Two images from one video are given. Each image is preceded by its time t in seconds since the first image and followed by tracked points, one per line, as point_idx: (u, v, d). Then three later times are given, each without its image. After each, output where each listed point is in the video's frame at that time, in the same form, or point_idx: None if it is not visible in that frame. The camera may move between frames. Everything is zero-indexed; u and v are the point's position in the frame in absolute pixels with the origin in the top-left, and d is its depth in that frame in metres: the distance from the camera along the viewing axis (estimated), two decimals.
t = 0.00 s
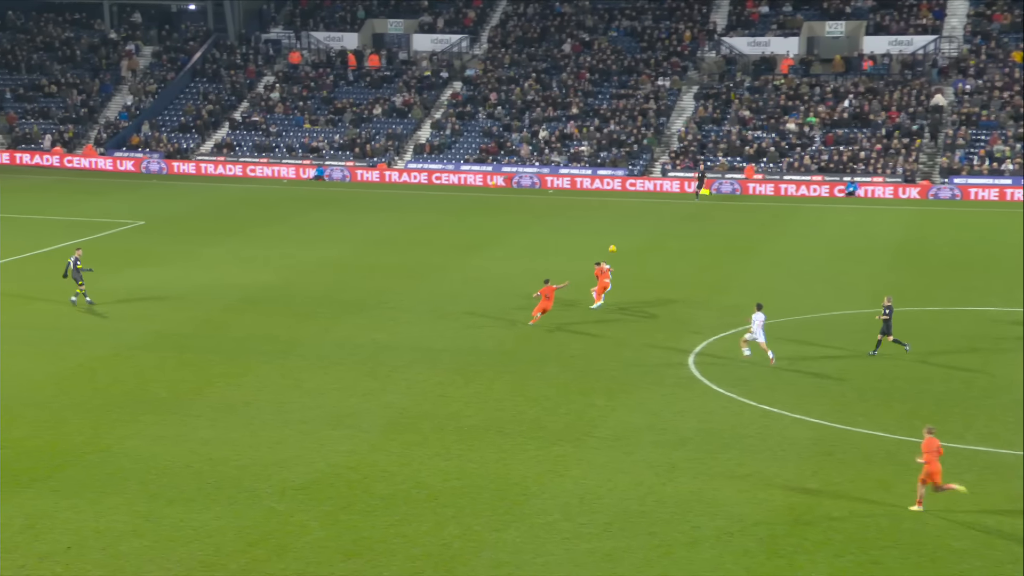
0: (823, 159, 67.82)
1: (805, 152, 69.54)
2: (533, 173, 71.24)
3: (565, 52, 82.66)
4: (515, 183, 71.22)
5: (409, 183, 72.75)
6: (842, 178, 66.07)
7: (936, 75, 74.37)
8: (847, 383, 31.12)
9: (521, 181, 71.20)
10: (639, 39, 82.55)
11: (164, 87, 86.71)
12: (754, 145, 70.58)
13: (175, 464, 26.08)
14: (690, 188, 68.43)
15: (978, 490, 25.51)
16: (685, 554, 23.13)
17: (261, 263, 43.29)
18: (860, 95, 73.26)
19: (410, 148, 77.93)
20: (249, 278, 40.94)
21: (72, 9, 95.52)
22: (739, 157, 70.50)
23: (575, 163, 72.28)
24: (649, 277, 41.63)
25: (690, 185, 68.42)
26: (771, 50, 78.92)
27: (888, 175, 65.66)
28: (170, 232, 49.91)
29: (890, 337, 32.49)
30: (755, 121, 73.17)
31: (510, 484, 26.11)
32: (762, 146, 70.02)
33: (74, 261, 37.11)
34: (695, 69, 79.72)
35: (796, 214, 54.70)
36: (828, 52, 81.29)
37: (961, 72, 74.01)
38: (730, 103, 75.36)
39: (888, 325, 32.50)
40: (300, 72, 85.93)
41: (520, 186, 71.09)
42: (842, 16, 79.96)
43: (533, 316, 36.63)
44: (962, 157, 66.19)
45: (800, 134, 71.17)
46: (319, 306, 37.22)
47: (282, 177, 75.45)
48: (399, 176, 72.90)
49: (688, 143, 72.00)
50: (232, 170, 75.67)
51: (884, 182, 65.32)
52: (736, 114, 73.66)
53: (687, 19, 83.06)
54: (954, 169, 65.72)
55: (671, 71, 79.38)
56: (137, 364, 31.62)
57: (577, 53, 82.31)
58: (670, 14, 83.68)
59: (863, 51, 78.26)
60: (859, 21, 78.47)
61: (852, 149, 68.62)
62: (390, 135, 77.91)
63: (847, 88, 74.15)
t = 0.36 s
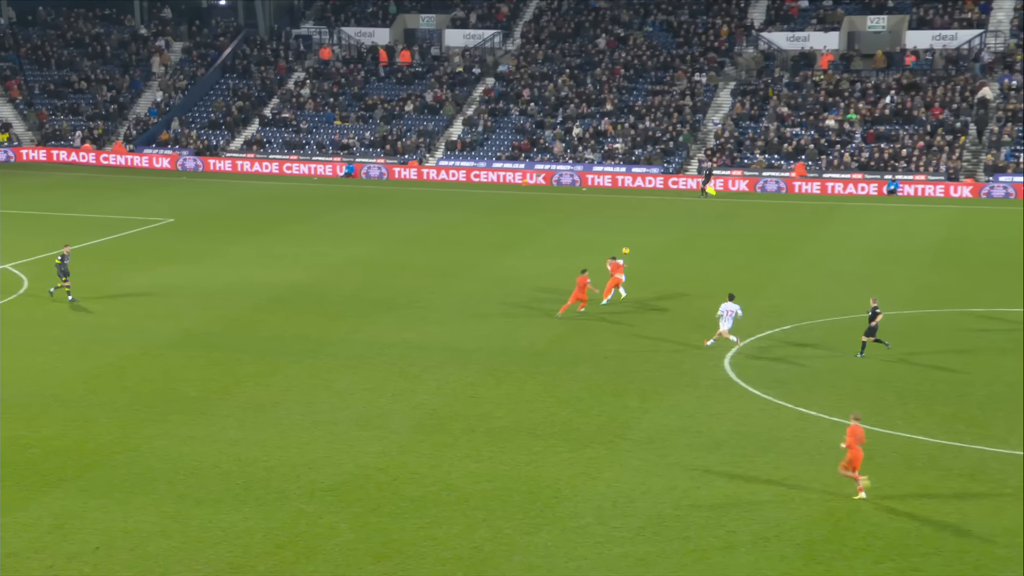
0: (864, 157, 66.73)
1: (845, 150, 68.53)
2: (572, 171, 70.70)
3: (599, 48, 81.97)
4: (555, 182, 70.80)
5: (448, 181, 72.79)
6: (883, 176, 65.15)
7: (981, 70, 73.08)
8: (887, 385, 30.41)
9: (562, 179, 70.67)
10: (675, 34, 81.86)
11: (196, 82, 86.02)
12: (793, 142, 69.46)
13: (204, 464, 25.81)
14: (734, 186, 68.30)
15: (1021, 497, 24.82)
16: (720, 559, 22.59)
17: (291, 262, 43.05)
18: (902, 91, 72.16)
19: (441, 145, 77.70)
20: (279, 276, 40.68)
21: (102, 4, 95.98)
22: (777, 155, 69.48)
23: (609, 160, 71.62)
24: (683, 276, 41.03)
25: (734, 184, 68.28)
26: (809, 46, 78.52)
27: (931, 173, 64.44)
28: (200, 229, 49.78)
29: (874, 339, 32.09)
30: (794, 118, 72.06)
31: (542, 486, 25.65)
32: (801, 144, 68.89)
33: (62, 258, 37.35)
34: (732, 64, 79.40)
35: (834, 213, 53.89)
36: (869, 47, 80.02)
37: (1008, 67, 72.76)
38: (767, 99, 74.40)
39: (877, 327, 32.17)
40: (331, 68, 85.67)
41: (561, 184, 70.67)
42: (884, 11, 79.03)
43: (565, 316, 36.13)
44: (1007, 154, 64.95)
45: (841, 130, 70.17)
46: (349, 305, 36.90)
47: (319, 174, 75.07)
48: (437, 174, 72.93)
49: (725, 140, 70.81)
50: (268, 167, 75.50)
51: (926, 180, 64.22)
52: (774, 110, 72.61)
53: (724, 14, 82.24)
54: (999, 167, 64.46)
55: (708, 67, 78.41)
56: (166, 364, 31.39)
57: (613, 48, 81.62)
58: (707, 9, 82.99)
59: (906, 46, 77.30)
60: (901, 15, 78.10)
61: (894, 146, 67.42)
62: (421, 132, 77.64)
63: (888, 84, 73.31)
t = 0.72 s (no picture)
0: (892, 154, 65.86)
1: (873, 147, 67.70)
2: (601, 168, 70.08)
3: (622, 43, 81.50)
4: (584, 179, 70.36)
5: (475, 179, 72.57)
6: (912, 174, 64.40)
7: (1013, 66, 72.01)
8: (915, 387, 29.81)
9: (590, 177, 70.23)
10: (699, 29, 81.30)
11: (213, 78, 86.20)
12: (819, 139, 68.85)
13: (220, 465, 25.51)
14: (767, 184, 67.20)
15: None
16: (745, 563, 22.12)
17: (309, 260, 42.75)
18: (931, 87, 71.29)
19: (461, 142, 77.27)
20: (297, 275, 40.39)
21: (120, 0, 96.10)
22: (804, 151, 68.63)
23: (631, 157, 71.07)
24: (706, 275, 40.49)
25: (767, 181, 67.17)
26: (837, 41, 77.61)
27: (961, 170, 63.52)
28: (218, 227, 49.57)
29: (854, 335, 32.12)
30: (821, 114, 71.37)
31: (562, 488, 25.23)
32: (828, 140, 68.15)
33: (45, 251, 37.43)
34: (757, 60, 78.35)
35: (860, 211, 53.17)
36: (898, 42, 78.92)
37: None
38: (794, 95, 73.51)
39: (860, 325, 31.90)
40: (350, 64, 85.38)
41: (589, 182, 70.16)
42: (913, 6, 78.04)
43: (585, 315, 35.67)
44: None
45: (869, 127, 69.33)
46: (367, 304, 36.57)
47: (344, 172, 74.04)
48: (464, 172, 72.81)
49: (749, 137, 70.12)
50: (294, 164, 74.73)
51: (955, 177, 63.42)
52: (801, 107, 71.80)
53: (749, 8, 81.32)
54: None
55: (732, 62, 77.65)
56: (182, 363, 31.13)
57: (635, 44, 81.16)
58: (732, 3, 82.19)
59: (936, 41, 76.61)
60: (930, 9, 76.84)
61: (922, 143, 66.49)
62: (440, 128, 77.33)
63: (917, 79, 72.32)
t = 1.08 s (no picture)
0: (909, 153, 65.34)
1: (889, 146, 67.06)
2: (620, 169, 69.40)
3: (634, 41, 81.02)
4: (603, 179, 69.81)
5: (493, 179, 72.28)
6: (929, 173, 63.78)
7: None
8: (932, 390, 29.35)
9: (609, 177, 69.67)
10: (713, 27, 80.75)
11: (220, 75, 86.06)
12: (834, 138, 68.35)
13: (227, 467, 25.24)
14: (788, 184, 66.49)
15: None
16: (758, 568, 21.76)
17: (317, 260, 42.45)
18: (950, 85, 70.49)
19: (470, 142, 76.75)
20: (305, 276, 40.09)
21: None
22: (819, 150, 68.09)
23: (643, 156, 70.41)
24: (718, 277, 40.06)
25: (789, 182, 66.48)
26: (853, 38, 77.32)
27: (979, 170, 62.87)
28: (226, 227, 49.31)
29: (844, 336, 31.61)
30: (836, 113, 70.66)
31: (573, 492, 24.88)
32: (843, 140, 67.72)
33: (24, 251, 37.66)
34: (771, 58, 77.96)
35: (874, 211, 52.61)
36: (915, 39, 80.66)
37: None
38: (809, 93, 72.82)
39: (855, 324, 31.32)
40: (358, 62, 85.26)
41: (608, 182, 69.53)
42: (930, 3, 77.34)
43: (596, 317, 35.30)
44: None
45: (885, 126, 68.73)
46: (376, 305, 36.27)
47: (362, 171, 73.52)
48: (481, 172, 72.28)
49: (764, 136, 69.60)
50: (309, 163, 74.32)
51: (974, 177, 62.75)
52: (815, 105, 71.18)
53: (764, 5, 80.74)
54: None
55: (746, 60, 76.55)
56: (189, 364, 30.86)
57: (648, 41, 80.66)
58: (746, 0, 81.58)
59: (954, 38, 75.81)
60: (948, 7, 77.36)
61: (939, 141, 65.88)
62: (450, 127, 76.75)
63: (935, 77, 71.49)
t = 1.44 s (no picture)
0: (898, 152, 65.07)
1: (878, 145, 66.74)
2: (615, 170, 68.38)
3: (622, 38, 80.76)
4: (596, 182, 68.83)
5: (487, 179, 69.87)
6: (918, 171, 63.28)
7: None
8: (920, 389, 29.15)
9: (605, 177, 68.98)
10: (701, 24, 80.51)
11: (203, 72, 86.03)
12: (823, 136, 68.06)
13: (208, 470, 24.99)
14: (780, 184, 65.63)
15: None
16: (745, 570, 21.54)
17: (302, 260, 42.16)
18: (939, 83, 70.46)
19: (456, 140, 76.54)
20: (289, 275, 39.82)
21: None
22: (808, 149, 67.53)
23: (631, 157, 69.72)
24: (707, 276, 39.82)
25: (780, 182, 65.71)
26: (842, 35, 77.11)
27: (969, 168, 62.64)
28: (210, 226, 48.97)
29: (833, 334, 31.50)
30: (824, 110, 70.80)
31: (558, 493, 24.65)
32: (832, 137, 67.51)
33: None
34: (760, 55, 77.86)
35: (864, 210, 52.34)
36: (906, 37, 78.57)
37: None
38: (798, 91, 73.13)
39: (836, 320, 31.14)
40: (343, 59, 85.02)
41: (602, 181, 68.88)
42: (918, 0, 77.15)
43: (583, 316, 35.07)
44: None
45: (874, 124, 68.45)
46: (361, 305, 36.02)
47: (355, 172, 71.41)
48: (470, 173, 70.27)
49: (752, 134, 69.61)
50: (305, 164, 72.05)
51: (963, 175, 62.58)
52: (805, 103, 71.19)
53: (753, 3, 80.80)
54: None
55: (735, 57, 77.21)
56: (170, 366, 30.59)
57: (635, 39, 80.32)
58: None
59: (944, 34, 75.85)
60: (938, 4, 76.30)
61: (929, 140, 65.70)
62: (436, 125, 76.75)
63: (925, 75, 71.44)
